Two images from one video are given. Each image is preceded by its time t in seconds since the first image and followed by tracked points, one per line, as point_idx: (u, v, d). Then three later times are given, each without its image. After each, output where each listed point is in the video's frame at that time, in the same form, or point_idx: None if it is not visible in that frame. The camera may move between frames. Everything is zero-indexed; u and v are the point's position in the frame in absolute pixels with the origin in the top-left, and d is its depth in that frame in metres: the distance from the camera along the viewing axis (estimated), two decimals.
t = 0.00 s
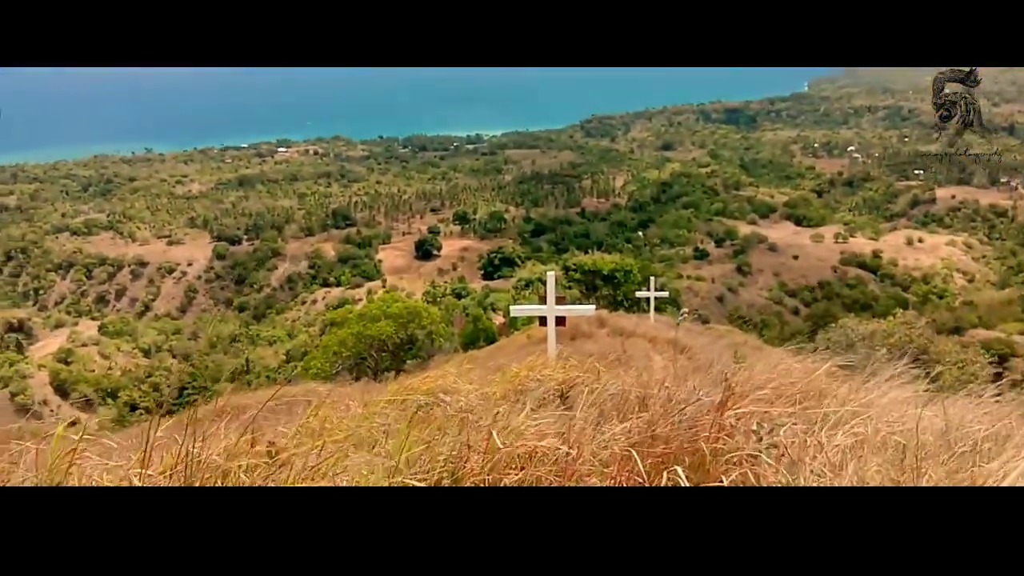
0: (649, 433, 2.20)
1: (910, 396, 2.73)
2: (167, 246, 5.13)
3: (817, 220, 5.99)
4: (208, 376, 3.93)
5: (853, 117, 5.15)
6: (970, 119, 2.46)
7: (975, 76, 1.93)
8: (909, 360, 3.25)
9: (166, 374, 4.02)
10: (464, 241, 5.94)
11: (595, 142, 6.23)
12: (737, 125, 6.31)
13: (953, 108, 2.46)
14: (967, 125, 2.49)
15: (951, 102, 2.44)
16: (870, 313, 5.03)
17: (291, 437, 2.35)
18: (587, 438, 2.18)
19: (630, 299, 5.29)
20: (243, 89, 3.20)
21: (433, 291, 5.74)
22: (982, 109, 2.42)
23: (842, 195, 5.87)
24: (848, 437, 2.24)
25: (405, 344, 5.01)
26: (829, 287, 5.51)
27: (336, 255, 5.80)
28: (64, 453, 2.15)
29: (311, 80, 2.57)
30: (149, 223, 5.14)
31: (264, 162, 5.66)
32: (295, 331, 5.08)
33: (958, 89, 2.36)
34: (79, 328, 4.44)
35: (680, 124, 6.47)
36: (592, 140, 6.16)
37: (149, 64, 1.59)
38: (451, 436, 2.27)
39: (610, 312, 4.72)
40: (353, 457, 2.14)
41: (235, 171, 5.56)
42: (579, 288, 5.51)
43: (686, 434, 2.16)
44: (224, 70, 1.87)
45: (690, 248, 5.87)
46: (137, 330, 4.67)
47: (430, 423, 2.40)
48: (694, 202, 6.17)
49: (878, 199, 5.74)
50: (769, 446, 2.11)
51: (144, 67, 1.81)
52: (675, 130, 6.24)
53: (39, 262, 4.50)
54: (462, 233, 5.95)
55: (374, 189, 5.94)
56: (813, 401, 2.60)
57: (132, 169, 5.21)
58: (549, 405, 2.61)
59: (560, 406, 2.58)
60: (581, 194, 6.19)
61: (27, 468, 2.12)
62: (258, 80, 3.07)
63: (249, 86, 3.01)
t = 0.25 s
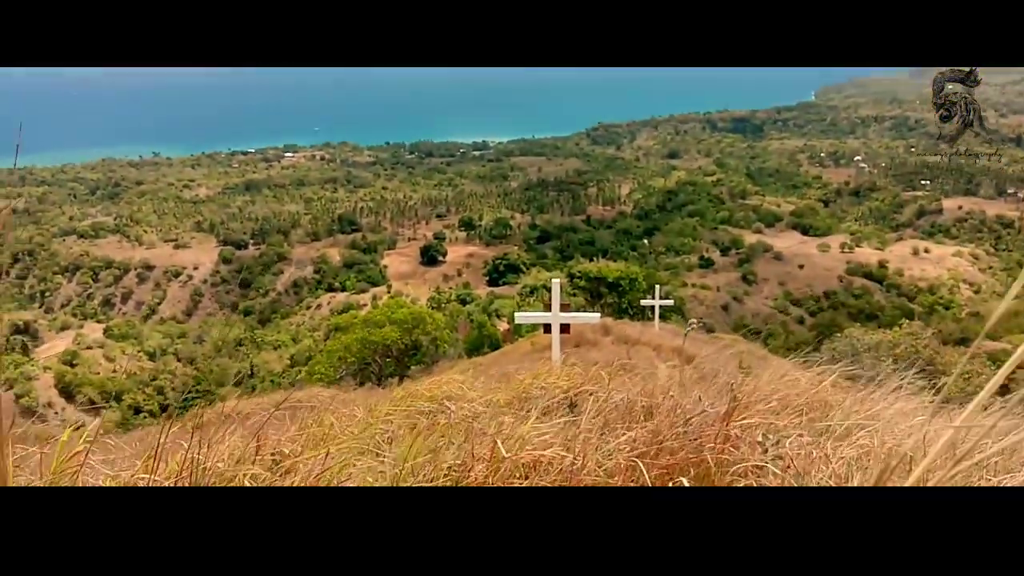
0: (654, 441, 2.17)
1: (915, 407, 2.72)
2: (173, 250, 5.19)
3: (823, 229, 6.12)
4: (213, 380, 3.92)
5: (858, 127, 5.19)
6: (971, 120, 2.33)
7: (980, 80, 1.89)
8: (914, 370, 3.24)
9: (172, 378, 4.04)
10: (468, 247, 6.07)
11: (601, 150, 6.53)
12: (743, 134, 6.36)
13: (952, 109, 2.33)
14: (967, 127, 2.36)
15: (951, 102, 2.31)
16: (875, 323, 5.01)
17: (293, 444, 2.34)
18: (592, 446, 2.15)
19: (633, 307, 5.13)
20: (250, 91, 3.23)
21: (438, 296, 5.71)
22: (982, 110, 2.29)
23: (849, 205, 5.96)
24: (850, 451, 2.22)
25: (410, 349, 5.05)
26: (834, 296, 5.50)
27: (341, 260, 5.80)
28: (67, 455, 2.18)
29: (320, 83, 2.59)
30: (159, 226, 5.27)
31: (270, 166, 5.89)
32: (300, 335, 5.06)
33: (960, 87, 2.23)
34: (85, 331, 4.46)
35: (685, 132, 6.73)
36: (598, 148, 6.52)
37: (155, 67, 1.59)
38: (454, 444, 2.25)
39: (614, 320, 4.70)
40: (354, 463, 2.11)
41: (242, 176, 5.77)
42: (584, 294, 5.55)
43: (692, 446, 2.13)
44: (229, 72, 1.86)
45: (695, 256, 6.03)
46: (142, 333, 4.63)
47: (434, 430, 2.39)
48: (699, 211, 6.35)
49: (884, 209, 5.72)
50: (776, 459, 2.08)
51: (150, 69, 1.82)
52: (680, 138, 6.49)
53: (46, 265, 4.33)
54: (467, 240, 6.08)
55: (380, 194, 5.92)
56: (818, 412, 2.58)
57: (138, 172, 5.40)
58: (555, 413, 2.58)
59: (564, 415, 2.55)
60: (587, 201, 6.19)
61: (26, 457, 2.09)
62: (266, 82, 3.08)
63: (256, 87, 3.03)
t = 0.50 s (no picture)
0: (664, 449, 2.16)
1: (926, 414, 2.71)
2: (183, 257, 5.13)
3: (831, 233, 5.81)
4: (221, 388, 3.96)
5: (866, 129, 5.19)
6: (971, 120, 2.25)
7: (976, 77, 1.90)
8: (925, 377, 3.23)
9: (180, 385, 4.09)
10: (476, 253, 5.99)
11: (608, 156, 6.58)
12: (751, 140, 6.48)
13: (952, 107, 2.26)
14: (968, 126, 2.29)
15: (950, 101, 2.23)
16: (884, 327, 4.99)
17: (303, 450, 2.31)
18: (601, 452, 2.13)
19: (641, 313, 5.21)
20: (261, 93, 3.24)
21: (445, 303, 5.66)
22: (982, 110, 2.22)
23: (858, 209, 5.85)
24: (865, 457, 2.21)
25: (418, 355, 5.00)
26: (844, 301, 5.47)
27: (349, 266, 5.82)
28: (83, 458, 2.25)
29: (332, 85, 2.60)
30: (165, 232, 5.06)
31: (278, 173, 5.95)
32: (307, 341, 5.04)
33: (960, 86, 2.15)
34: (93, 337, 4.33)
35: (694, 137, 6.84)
36: (605, 154, 6.61)
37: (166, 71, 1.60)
38: (463, 452, 2.24)
39: (623, 326, 4.70)
40: (363, 472, 2.09)
41: (250, 182, 5.78)
42: (591, 300, 5.48)
43: (703, 455, 2.10)
44: (239, 75, 1.88)
45: (702, 261, 5.88)
46: (152, 340, 4.72)
47: (443, 437, 2.39)
48: (706, 216, 6.14)
49: (891, 213, 5.80)
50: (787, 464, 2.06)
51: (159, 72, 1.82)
52: (688, 143, 6.58)
53: (55, 272, 4.46)
54: (474, 245, 5.96)
55: (387, 201, 5.98)
56: (829, 418, 2.57)
57: (148, 181, 5.46)
58: (563, 420, 2.59)
59: (573, 421, 2.56)
60: (593, 206, 6.15)
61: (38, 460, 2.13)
62: (275, 84, 3.10)
63: (265, 89, 3.04)
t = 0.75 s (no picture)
0: (672, 455, 2.18)
1: (934, 419, 2.69)
2: (191, 260, 5.15)
3: (840, 238, 5.82)
4: (229, 390, 3.97)
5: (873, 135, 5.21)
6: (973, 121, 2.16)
7: (976, 77, 1.80)
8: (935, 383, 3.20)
9: (189, 389, 4.12)
10: (483, 257, 6.01)
11: (616, 160, 6.63)
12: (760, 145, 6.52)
13: (952, 108, 2.16)
14: (968, 126, 2.20)
15: (949, 102, 2.14)
16: (893, 332, 4.97)
17: (310, 453, 2.31)
18: (611, 457, 2.16)
19: (649, 319, 5.04)
20: (270, 93, 3.25)
21: (453, 307, 5.62)
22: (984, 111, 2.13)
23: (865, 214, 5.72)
24: (874, 464, 2.20)
25: (425, 359, 4.97)
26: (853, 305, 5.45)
27: (357, 271, 5.76)
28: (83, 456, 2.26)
29: (341, 87, 2.61)
30: (175, 237, 5.24)
31: (286, 177, 5.98)
32: (315, 344, 5.01)
33: (962, 86, 2.05)
34: (102, 340, 4.50)
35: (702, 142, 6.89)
36: (612, 158, 6.66)
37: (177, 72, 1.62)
38: (473, 455, 2.26)
39: (630, 330, 4.69)
40: (372, 474, 2.10)
41: (258, 186, 5.80)
42: (600, 305, 5.60)
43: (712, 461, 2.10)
44: (248, 77, 1.90)
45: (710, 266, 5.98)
46: (160, 343, 4.75)
47: (450, 441, 2.38)
48: (715, 220, 6.19)
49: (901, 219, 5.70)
50: (794, 470, 2.09)
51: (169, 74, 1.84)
52: (697, 148, 6.63)
53: (66, 275, 4.47)
54: (482, 250, 6.04)
55: (395, 206, 5.98)
56: (838, 424, 2.55)
57: (158, 184, 5.56)
58: (570, 423, 2.57)
59: (582, 425, 2.54)
60: (601, 211, 6.18)
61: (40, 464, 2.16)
62: (285, 85, 3.10)
63: (274, 89, 3.04)
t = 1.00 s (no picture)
0: (685, 454, 2.15)
1: (950, 422, 2.66)
2: (206, 254, 5.23)
3: (854, 238, 5.77)
4: (241, 384, 4.01)
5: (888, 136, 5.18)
6: (970, 121, 2.15)
7: (974, 81, 1.84)
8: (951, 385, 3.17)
9: (202, 382, 4.18)
10: (495, 254, 5.97)
11: (629, 158, 6.64)
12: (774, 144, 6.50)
13: (950, 109, 2.16)
14: (966, 128, 2.19)
15: (948, 102, 2.13)
16: (908, 334, 4.93)
17: (321, 450, 2.30)
18: (623, 457, 2.12)
19: (660, 316, 5.13)
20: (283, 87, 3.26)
21: (465, 304, 5.68)
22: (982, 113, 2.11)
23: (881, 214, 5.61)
24: (888, 466, 2.18)
25: (436, 354, 4.97)
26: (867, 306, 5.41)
27: (369, 267, 5.73)
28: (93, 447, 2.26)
29: (352, 81, 2.62)
30: (189, 229, 5.16)
31: (300, 173, 6.04)
32: (327, 339, 5.03)
33: (960, 88, 2.06)
34: (117, 333, 4.54)
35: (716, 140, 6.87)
36: (625, 156, 6.66)
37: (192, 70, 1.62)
38: (486, 452, 2.23)
39: (642, 329, 4.68)
40: (383, 471, 2.11)
41: (272, 182, 5.76)
42: (611, 303, 5.56)
43: (724, 461, 2.09)
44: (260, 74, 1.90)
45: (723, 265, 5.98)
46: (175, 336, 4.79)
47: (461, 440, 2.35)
48: (729, 219, 6.19)
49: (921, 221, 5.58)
50: (805, 470, 2.06)
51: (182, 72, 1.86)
52: (711, 146, 6.61)
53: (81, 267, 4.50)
54: (494, 246, 5.96)
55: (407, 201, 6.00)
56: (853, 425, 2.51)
57: (173, 178, 5.60)
58: (582, 422, 2.53)
59: (593, 424, 2.50)
60: (613, 209, 6.19)
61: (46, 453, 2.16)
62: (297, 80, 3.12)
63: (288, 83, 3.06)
